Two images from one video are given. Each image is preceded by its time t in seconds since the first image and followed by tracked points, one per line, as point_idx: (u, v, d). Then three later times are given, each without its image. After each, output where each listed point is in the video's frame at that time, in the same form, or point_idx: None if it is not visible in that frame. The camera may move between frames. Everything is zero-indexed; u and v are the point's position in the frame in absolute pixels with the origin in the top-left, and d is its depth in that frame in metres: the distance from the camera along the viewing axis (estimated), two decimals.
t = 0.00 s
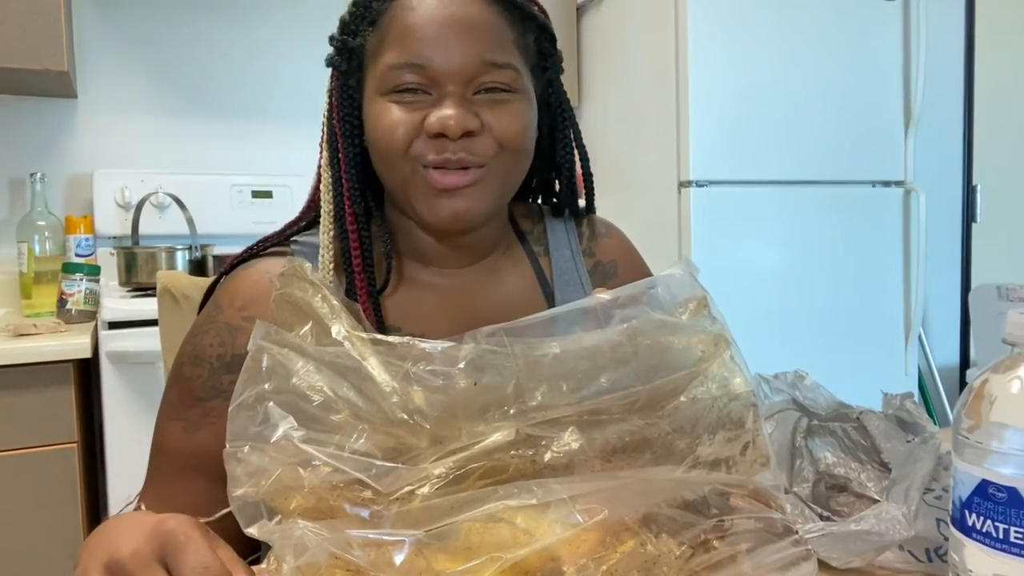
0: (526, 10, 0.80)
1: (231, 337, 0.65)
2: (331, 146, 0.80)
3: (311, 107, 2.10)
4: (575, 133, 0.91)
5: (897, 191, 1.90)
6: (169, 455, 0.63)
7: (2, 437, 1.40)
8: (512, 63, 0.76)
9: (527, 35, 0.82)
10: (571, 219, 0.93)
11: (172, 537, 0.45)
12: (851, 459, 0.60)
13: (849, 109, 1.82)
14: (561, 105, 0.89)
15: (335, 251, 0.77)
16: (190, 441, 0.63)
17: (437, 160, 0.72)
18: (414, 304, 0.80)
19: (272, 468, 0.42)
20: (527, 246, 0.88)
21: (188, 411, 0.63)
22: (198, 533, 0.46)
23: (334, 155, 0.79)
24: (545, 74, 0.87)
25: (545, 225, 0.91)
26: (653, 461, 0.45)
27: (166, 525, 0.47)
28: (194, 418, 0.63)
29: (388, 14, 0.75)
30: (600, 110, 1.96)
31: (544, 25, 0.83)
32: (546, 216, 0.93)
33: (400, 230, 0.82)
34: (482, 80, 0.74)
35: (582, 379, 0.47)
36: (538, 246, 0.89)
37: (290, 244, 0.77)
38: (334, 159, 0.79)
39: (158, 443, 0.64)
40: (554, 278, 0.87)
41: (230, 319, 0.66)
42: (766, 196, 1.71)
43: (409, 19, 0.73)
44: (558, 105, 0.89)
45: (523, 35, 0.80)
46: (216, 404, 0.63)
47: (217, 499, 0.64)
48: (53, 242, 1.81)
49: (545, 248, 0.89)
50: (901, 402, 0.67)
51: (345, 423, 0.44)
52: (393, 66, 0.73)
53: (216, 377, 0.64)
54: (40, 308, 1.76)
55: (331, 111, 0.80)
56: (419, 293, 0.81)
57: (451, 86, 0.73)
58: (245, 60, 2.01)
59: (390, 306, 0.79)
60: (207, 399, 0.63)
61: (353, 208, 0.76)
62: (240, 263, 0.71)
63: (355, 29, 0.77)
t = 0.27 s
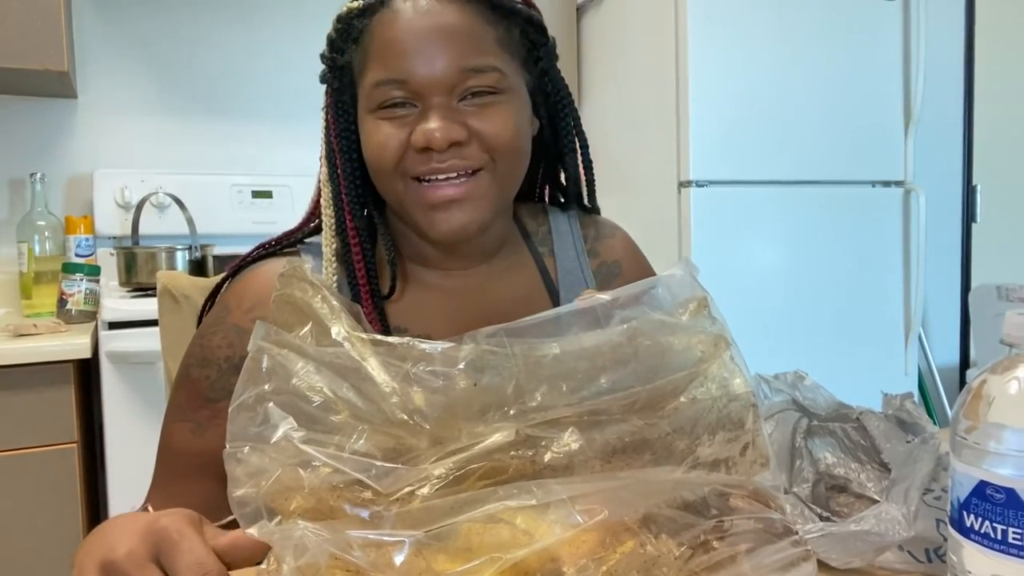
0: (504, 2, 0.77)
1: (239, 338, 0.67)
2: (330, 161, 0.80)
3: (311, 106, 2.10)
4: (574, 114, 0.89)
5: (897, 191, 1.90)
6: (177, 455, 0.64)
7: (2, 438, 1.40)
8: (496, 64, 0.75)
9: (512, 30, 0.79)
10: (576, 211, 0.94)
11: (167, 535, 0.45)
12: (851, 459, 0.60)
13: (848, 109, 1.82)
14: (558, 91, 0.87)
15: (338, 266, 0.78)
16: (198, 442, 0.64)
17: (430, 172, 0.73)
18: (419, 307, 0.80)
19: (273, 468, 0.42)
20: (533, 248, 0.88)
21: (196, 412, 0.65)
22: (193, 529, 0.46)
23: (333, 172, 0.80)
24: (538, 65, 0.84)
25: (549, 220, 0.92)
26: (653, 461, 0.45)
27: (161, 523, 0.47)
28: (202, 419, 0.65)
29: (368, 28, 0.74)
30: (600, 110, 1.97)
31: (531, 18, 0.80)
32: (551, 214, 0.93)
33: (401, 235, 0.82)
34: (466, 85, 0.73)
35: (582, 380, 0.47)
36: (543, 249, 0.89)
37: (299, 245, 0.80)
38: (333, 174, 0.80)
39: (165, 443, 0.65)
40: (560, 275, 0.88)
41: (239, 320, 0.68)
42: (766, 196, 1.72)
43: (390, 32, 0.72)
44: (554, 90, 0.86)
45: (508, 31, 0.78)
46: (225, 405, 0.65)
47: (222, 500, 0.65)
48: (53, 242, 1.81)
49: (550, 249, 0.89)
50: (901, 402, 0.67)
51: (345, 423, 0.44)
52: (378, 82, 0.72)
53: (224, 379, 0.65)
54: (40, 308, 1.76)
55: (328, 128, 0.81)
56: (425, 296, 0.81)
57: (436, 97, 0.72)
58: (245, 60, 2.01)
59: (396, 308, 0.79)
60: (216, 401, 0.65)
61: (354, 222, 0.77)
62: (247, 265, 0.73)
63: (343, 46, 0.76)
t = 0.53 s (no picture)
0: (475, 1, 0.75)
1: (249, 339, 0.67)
2: (330, 182, 0.81)
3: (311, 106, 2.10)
4: (565, 94, 0.86)
5: (897, 191, 1.90)
6: (184, 452, 0.65)
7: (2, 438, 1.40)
8: (477, 66, 0.74)
9: (488, 28, 0.77)
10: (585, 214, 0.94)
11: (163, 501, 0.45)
12: (851, 459, 0.60)
13: (849, 109, 1.81)
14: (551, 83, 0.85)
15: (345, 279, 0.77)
16: (206, 440, 0.65)
17: (427, 185, 0.73)
18: (431, 310, 0.80)
19: (274, 468, 0.42)
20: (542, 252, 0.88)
21: (205, 411, 0.66)
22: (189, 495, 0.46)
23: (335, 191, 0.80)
24: (524, 55, 0.82)
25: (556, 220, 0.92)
26: (654, 461, 0.45)
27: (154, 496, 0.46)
28: (210, 419, 0.66)
29: (348, 51, 0.74)
30: (601, 110, 1.97)
31: (509, 11, 0.78)
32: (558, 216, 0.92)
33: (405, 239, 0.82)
34: (451, 91, 0.72)
35: (583, 380, 0.47)
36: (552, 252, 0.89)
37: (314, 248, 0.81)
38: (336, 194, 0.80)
39: (173, 442, 0.66)
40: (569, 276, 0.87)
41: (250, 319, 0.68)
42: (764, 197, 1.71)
43: (370, 52, 0.72)
44: (543, 75, 0.85)
45: (485, 30, 0.76)
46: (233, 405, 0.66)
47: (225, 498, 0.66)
48: (53, 242, 1.81)
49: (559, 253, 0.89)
50: (902, 402, 0.67)
51: (346, 423, 0.44)
52: (365, 104, 0.72)
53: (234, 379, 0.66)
54: (40, 308, 1.76)
55: (326, 151, 0.81)
56: (434, 297, 0.81)
57: (422, 111, 0.71)
58: (245, 60, 2.01)
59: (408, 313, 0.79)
60: (225, 400, 0.66)
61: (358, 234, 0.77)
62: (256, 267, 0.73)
63: (327, 72, 0.76)
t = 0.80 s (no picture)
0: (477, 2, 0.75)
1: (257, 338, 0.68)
2: (335, 189, 0.80)
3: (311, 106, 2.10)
4: (567, 92, 0.87)
5: (897, 191, 1.90)
6: (190, 453, 0.65)
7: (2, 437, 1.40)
8: (483, 67, 0.74)
9: (491, 27, 0.77)
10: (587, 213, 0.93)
11: (169, 513, 0.44)
12: (851, 459, 0.60)
13: (849, 109, 1.81)
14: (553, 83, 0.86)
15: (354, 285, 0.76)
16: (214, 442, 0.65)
17: (439, 189, 0.73)
18: (441, 311, 0.80)
19: (273, 468, 0.42)
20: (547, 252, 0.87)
21: (214, 413, 0.66)
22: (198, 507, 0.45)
23: (340, 199, 0.80)
24: (525, 54, 0.82)
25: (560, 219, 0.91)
26: (656, 461, 0.45)
27: (163, 504, 0.46)
28: (219, 420, 0.66)
29: (354, 57, 0.73)
30: (601, 111, 1.97)
31: (511, 11, 0.77)
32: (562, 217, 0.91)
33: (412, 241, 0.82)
34: (458, 93, 0.72)
35: (583, 379, 0.47)
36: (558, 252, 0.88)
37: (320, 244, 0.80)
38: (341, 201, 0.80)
39: (181, 442, 0.66)
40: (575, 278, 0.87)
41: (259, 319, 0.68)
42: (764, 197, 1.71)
43: (376, 57, 0.71)
44: (544, 73, 0.85)
45: (488, 31, 0.76)
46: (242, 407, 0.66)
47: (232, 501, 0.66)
48: (53, 242, 1.81)
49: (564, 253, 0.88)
50: (901, 402, 0.67)
51: (345, 423, 0.44)
52: (374, 110, 0.72)
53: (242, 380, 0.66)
54: (40, 308, 1.76)
55: (330, 159, 0.81)
56: (442, 297, 0.81)
57: (430, 114, 0.71)
58: (245, 60, 2.01)
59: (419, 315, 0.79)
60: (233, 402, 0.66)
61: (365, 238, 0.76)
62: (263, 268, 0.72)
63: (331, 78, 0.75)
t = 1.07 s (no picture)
0: None
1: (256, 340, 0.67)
2: (337, 178, 0.79)
3: (311, 106, 2.10)
4: (574, 104, 0.87)
5: (897, 191, 1.90)
6: (190, 454, 0.64)
7: (2, 438, 1.40)
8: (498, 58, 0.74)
9: (508, 27, 0.78)
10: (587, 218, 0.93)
11: (171, 550, 0.46)
12: (851, 459, 0.60)
13: (849, 109, 1.81)
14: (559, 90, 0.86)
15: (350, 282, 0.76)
16: (215, 442, 0.64)
17: (447, 177, 0.72)
18: (439, 312, 0.80)
19: (273, 467, 0.43)
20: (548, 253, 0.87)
21: (215, 414, 0.65)
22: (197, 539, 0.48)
23: (343, 190, 0.79)
24: (537, 58, 0.83)
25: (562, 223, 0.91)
26: (655, 462, 0.45)
27: (164, 535, 0.47)
28: (220, 421, 0.65)
29: (370, 42, 0.73)
30: (601, 110, 1.97)
31: (528, 13, 0.79)
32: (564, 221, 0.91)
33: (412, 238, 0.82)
34: (474, 84, 0.72)
35: (583, 379, 0.47)
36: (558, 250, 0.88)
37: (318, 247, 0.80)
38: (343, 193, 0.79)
39: (181, 443, 0.65)
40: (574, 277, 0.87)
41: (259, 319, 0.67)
42: (765, 197, 1.71)
43: (394, 42, 0.71)
44: (554, 82, 0.85)
45: (505, 29, 0.77)
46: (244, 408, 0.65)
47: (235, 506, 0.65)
48: (53, 242, 1.81)
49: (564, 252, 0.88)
50: (902, 402, 0.67)
51: (346, 423, 0.44)
52: (388, 92, 0.71)
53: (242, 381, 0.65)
54: (40, 308, 1.76)
55: (334, 147, 0.80)
56: (441, 296, 0.81)
57: (445, 101, 0.71)
58: (245, 60, 2.01)
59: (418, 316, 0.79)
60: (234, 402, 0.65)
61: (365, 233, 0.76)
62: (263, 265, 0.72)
63: (343, 64, 0.75)
